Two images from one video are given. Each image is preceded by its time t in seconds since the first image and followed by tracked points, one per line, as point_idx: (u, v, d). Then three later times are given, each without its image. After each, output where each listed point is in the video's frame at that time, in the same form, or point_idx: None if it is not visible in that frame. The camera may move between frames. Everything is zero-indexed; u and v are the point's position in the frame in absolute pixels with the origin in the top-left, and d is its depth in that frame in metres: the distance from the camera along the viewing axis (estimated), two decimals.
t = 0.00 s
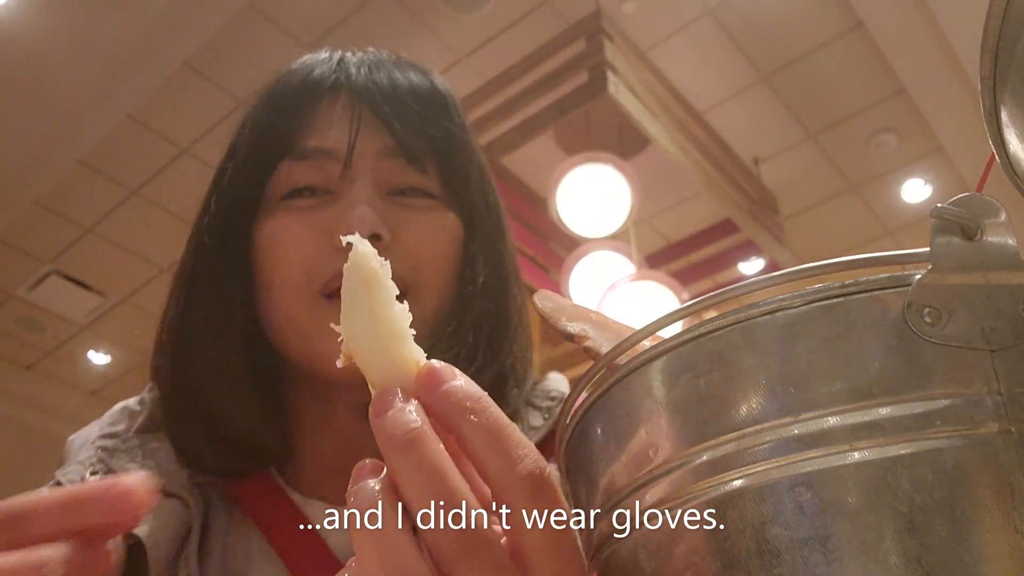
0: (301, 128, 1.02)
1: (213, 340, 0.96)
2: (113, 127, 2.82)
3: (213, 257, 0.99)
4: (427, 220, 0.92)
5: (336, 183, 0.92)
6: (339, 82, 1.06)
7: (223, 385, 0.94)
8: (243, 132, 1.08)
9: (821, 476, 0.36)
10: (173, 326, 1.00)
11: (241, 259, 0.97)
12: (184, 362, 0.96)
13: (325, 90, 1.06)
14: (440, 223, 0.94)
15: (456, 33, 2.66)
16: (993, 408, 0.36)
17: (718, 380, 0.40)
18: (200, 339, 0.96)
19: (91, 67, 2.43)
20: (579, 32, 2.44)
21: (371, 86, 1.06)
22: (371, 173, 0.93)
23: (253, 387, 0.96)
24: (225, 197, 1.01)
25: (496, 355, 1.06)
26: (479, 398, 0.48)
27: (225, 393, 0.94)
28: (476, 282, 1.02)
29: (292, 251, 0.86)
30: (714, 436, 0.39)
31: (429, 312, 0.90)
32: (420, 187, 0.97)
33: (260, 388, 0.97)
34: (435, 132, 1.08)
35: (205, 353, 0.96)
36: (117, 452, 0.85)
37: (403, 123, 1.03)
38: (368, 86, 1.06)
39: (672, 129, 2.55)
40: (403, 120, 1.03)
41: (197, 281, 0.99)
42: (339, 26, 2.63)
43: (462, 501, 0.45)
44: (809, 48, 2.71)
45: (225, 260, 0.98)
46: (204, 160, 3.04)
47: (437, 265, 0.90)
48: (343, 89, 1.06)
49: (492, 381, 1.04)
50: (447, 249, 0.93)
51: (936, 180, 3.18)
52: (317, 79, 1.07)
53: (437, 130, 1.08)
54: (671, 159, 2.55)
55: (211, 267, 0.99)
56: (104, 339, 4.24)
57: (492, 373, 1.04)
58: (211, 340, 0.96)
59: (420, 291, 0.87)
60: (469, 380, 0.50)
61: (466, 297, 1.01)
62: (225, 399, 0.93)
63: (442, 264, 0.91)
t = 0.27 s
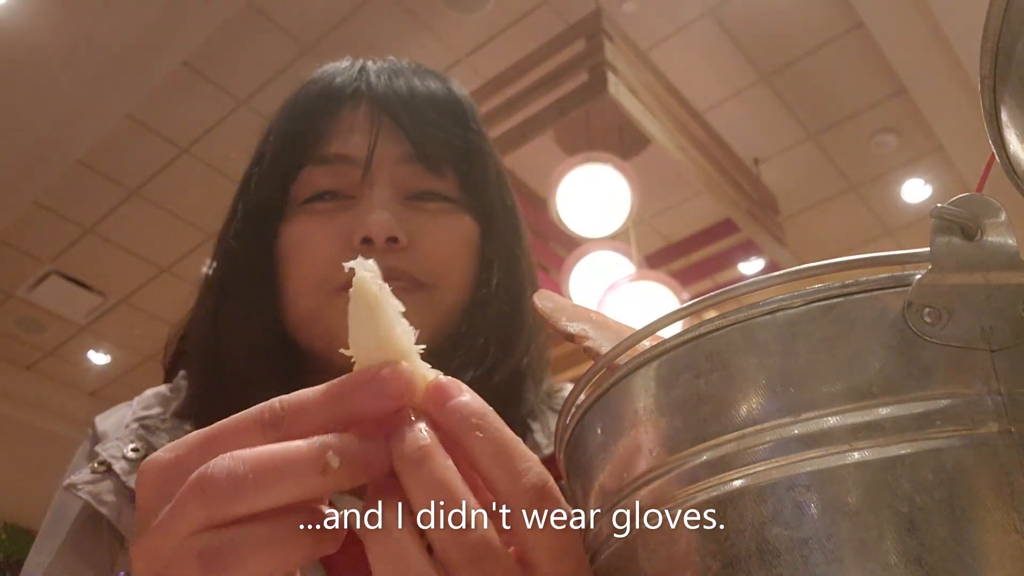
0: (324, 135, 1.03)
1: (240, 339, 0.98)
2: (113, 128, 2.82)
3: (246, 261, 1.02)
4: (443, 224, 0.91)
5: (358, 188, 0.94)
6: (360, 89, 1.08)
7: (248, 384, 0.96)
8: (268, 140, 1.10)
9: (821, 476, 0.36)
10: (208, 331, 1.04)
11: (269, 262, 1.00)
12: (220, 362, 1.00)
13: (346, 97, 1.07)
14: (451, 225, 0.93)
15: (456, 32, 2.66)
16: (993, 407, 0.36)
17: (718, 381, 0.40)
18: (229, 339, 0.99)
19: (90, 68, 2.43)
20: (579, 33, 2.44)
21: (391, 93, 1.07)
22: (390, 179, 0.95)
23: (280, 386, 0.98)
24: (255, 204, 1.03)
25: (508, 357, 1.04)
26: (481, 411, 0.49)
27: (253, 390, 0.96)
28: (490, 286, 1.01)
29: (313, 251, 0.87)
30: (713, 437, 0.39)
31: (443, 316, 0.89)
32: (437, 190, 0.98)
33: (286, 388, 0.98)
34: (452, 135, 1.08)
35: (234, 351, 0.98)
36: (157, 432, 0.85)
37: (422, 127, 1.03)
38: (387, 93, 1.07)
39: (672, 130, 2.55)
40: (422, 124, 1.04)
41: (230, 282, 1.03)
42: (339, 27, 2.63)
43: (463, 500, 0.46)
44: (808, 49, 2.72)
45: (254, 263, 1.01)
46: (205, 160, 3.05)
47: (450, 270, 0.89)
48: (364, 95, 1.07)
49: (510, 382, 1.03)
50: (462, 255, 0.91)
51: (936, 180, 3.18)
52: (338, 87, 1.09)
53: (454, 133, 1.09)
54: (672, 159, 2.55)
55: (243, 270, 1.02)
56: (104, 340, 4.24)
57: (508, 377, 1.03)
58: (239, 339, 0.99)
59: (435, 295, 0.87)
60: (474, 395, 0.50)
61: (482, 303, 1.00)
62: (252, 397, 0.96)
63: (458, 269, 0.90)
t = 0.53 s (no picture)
0: (337, 136, 1.04)
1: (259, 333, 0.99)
2: (113, 128, 2.82)
3: (260, 259, 1.04)
4: (449, 229, 0.92)
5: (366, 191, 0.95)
6: (370, 89, 1.08)
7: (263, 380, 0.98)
8: (280, 141, 1.11)
9: (821, 477, 0.36)
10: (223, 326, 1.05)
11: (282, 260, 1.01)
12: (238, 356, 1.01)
13: (357, 98, 1.08)
14: (454, 229, 0.94)
15: (456, 31, 2.66)
16: (994, 408, 0.36)
17: (717, 381, 0.40)
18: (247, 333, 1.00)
19: (90, 68, 2.43)
20: (579, 33, 2.44)
21: (402, 95, 1.07)
22: (399, 181, 0.95)
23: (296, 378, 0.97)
24: (271, 203, 1.05)
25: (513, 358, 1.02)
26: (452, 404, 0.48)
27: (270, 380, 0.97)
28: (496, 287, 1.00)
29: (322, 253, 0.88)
30: (713, 437, 0.39)
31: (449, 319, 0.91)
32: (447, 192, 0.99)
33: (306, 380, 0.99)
34: (459, 138, 1.08)
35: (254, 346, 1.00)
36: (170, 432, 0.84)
37: (432, 130, 1.04)
38: (397, 94, 1.07)
39: (672, 129, 2.55)
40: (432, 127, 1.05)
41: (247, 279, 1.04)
42: (338, 27, 2.63)
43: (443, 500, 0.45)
44: (808, 49, 2.71)
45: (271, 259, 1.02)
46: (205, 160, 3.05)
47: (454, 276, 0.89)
48: (375, 96, 1.07)
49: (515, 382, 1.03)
50: (464, 261, 0.92)
51: (936, 180, 3.18)
52: (349, 88, 1.09)
53: (462, 136, 1.09)
54: (672, 159, 2.56)
55: (259, 268, 1.03)
56: (104, 340, 4.24)
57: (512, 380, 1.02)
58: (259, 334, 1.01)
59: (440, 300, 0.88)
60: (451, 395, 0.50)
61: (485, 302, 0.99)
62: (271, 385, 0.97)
63: (460, 274, 0.91)
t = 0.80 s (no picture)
0: (342, 133, 1.05)
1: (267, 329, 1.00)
2: (112, 128, 2.82)
3: (262, 256, 1.04)
4: (452, 229, 0.93)
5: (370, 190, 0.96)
6: (377, 89, 1.09)
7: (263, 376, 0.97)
8: (286, 140, 1.12)
9: (821, 477, 0.36)
10: (222, 323, 1.05)
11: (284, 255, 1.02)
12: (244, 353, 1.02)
13: (363, 97, 1.08)
14: (455, 228, 0.94)
15: (456, 31, 2.66)
16: (994, 407, 0.36)
17: (718, 381, 0.40)
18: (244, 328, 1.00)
19: (89, 68, 2.43)
20: (579, 33, 2.44)
21: (408, 95, 1.08)
22: (404, 181, 0.96)
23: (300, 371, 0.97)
24: (275, 199, 1.05)
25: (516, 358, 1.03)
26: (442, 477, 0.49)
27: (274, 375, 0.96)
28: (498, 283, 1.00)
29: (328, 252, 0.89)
30: (713, 438, 0.39)
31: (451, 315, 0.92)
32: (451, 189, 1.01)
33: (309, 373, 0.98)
34: (464, 139, 1.09)
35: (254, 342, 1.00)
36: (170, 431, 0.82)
37: (438, 131, 1.05)
38: (405, 95, 1.08)
39: (671, 129, 2.55)
40: (439, 128, 1.06)
41: (248, 275, 1.04)
42: (337, 28, 2.63)
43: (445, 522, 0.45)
44: (808, 49, 2.71)
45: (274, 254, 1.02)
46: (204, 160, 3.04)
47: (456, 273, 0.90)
48: (383, 96, 1.08)
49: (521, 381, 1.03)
50: (464, 259, 0.92)
51: (936, 181, 3.18)
52: (355, 88, 1.10)
53: (466, 137, 1.10)
54: (672, 159, 2.56)
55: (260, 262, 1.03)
56: (103, 339, 4.24)
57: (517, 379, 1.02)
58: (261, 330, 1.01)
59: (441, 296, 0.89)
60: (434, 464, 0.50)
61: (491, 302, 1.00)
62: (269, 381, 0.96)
63: (461, 271, 0.92)
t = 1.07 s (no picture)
0: (346, 127, 1.05)
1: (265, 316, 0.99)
2: (113, 127, 2.82)
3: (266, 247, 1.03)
4: (450, 213, 0.94)
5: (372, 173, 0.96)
6: (380, 85, 1.09)
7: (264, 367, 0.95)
8: (291, 136, 1.11)
9: (821, 478, 0.36)
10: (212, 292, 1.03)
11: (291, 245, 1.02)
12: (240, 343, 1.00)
13: (367, 93, 1.08)
14: (456, 219, 0.94)
15: (456, 30, 2.66)
16: (994, 407, 0.36)
17: (718, 381, 0.40)
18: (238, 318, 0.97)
19: (91, 67, 2.43)
20: (579, 32, 2.44)
21: (410, 89, 1.08)
22: (406, 166, 0.96)
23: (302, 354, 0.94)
24: (279, 193, 1.05)
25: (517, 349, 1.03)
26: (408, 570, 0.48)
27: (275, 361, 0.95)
28: (496, 272, 1.00)
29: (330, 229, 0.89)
30: (713, 438, 0.39)
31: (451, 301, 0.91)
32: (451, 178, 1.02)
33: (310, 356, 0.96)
34: (466, 130, 1.08)
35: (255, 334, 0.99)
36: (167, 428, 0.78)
37: (440, 122, 1.04)
38: (408, 89, 1.07)
39: (672, 128, 2.55)
40: (442, 119, 1.05)
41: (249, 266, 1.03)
42: (339, 28, 2.63)
43: None
44: (808, 48, 2.71)
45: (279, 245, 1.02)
46: (205, 160, 3.04)
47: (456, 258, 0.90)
48: (387, 91, 1.08)
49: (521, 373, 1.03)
50: (463, 244, 0.92)
51: (936, 180, 3.18)
52: (358, 85, 1.10)
53: (469, 128, 1.09)
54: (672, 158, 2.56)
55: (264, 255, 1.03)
56: (103, 340, 4.23)
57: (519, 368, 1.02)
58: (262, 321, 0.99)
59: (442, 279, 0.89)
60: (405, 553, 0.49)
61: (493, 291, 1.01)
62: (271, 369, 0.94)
63: (460, 255, 0.92)
